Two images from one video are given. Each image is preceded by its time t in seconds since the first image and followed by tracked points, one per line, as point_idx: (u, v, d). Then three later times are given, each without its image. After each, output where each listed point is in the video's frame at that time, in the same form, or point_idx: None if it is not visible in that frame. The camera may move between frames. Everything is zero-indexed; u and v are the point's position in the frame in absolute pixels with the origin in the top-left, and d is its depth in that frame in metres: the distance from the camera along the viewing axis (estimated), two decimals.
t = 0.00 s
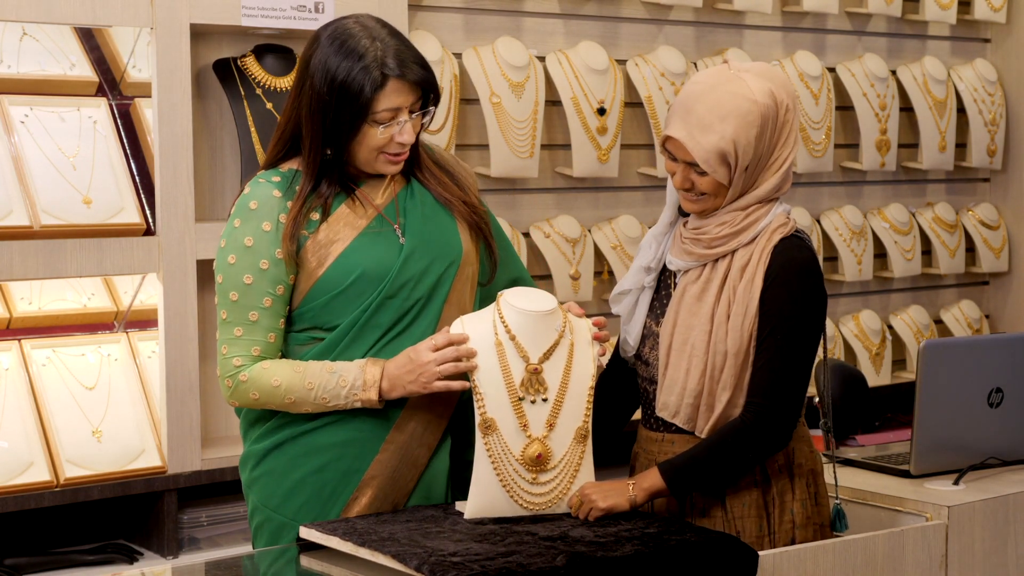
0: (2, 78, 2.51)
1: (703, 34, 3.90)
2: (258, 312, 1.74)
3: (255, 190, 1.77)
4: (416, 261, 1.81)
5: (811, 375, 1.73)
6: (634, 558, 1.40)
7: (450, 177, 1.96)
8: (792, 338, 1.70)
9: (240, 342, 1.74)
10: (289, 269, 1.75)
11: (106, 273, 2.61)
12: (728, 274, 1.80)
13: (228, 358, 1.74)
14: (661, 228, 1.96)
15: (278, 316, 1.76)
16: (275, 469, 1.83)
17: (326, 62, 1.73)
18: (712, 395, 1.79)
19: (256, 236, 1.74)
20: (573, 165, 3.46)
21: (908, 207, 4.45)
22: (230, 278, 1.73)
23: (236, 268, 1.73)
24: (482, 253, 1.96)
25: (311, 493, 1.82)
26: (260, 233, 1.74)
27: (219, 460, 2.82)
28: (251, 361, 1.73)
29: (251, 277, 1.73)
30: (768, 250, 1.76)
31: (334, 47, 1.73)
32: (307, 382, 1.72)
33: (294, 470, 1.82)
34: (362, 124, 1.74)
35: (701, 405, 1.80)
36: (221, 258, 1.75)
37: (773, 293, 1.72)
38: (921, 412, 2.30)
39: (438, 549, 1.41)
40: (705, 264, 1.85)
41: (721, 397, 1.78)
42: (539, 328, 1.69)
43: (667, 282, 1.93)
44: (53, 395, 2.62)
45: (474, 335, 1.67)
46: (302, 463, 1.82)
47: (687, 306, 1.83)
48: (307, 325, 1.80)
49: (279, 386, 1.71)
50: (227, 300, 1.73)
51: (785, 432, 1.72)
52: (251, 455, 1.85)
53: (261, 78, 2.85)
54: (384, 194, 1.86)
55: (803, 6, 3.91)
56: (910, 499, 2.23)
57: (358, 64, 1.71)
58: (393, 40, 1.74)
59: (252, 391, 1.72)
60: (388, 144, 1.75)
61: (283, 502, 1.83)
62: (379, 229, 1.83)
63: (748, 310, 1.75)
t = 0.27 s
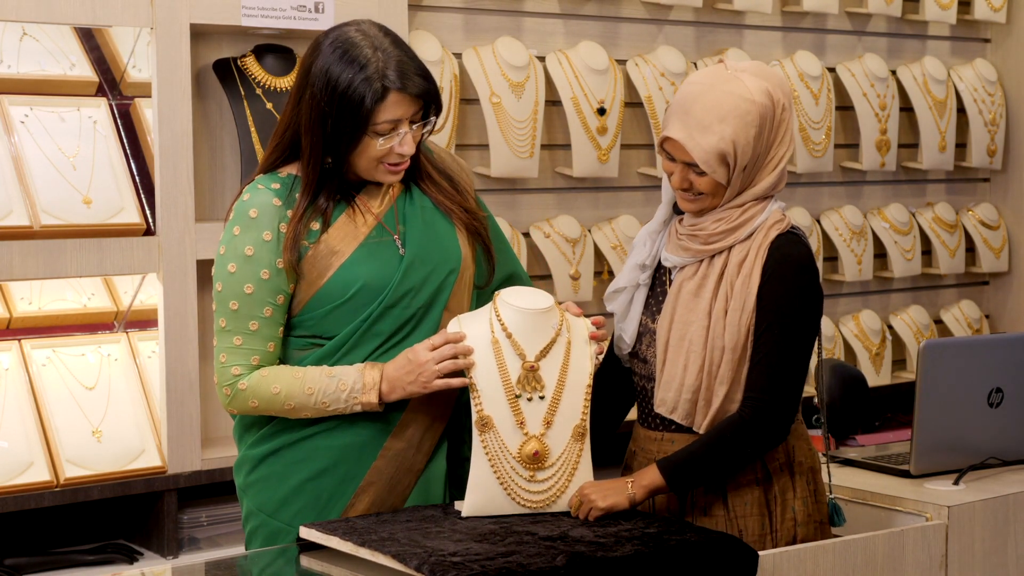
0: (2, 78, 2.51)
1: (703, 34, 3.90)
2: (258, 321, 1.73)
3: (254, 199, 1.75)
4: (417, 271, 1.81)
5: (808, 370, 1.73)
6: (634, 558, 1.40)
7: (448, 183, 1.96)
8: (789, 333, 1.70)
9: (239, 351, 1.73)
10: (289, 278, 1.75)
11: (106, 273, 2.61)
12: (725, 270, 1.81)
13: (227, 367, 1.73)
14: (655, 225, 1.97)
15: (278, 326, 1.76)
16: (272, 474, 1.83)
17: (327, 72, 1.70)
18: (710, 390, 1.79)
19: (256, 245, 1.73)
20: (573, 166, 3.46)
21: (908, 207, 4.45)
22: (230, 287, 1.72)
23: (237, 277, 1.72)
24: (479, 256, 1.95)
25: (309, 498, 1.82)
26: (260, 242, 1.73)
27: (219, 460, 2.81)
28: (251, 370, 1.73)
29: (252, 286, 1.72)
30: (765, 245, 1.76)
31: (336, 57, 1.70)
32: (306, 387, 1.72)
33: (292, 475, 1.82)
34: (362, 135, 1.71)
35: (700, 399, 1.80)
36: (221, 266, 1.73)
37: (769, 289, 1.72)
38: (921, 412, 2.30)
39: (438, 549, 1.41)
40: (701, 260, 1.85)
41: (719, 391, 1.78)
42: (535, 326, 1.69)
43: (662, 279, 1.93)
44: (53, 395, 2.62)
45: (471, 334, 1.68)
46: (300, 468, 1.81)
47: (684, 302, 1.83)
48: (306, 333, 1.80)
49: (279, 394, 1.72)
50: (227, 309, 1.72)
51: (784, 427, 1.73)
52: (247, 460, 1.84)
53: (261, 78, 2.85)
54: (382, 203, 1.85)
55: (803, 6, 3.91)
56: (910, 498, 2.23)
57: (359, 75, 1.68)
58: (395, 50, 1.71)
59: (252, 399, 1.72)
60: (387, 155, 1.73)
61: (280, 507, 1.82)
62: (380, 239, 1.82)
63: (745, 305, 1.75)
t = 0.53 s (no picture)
0: (2, 78, 2.51)
1: (703, 35, 3.90)
2: (260, 328, 1.73)
3: (258, 203, 1.74)
4: (419, 281, 1.81)
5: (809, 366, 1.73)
6: (634, 558, 1.40)
7: (449, 189, 1.95)
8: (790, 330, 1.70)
9: (241, 356, 1.73)
10: (291, 285, 1.74)
11: (106, 273, 2.61)
12: (724, 267, 1.81)
13: (227, 372, 1.73)
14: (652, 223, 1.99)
15: (279, 331, 1.76)
16: (269, 479, 1.82)
17: (335, 81, 1.68)
18: (710, 387, 1.79)
19: (259, 251, 1.72)
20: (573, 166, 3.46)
21: (908, 207, 4.45)
22: (233, 293, 1.72)
23: (240, 283, 1.71)
24: (478, 259, 1.95)
25: (306, 503, 1.81)
26: (264, 249, 1.72)
27: (219, 460, 2.81)
28: (252, 376, 1.73)
29: (255, 292, 1.71)
30: (765, 242, 1.76)
31: (343, 65, 1.68)
32: (307, 392, 1.73)
33: (288, 480, 1.81)
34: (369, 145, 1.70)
35: (701, 396, 1.80)
36: (224, 271, 1.72)
37: (768, 287, 1.73)
38: (921, 412, 2.30)
39: (439, 549, 1.41)
40: (700, 256, 1.85)
41: (719, 388, 1.77)
42: (535, 325, 1.69)
43: (659, 277, 1.94)
44: (53, 395, 2.62)
45: (471, 334, 1.69)
46: (296, 473, 1.81)
47: (682, 298, 1.84)
48: (305, 339, 1.80)
49: (280, 399, 1.72)
50: (229, 314, 1.71)
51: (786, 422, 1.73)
52: (243, 465, 1.84)
53: (261, 78, 2.86)
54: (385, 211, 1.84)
55: (803, 6, 3.91)
56: (910, 499, 2.23)
57: (367, 84, 1.67)
58: (403, 58, 1.70)
59: (252, 403, 1.72)
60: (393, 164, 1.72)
61: (277, 512, 1.82)
62: (383, 248, 1.81)
63: (746, 301, 1.75)
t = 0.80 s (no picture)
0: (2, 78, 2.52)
1: (703, 35, 3.90)
2: (263, 334, 1.72)
3: (262, 209, 1.72)
4: (422, 290, 1.80)
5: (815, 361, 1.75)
6: (635, 558, 1.39)
7: (449, 196, 1.95)
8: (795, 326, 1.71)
9: (242, 362, 1.71)
10: (294, 292, 1.73)
11: (106, 273, 2.61)
12: (722, 262, 1.82)
13: (228, 377, 1.71)
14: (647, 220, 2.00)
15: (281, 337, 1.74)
16: (268, 480, 1.82)
17: (346, 90, 1.67)
18: (711, 383, 1.79)
19: (264, 257, 1.70)
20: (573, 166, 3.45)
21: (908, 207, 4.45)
22: (236, 298, 1.70)
23: (244, 289, 1.69)
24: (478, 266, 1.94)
25: (305, 505, 1.81)
26: (269, 255, 1.70)
27: (219, 460, 2.81)
28: (253, 381, 1.72)
29: (259, 298, 1.70)
30: (762, 239, 1.77)
31: (354, 74, 1.67)
32: (307, 394, 1.72)
33: (287, 482, 1.81)
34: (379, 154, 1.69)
35: (702, 392, 1.80)
36: (226, 275, 1.70)
37: (771, 281, 1.73)
38: (921, 412, 2.30)
39: (440, 549, 1.41)
40: (697, 252, 1.86)
41: (725, 385, 1.77)
42: (534, 324, 1.70)
43: (655, 273, 1.94)
44: (53, 395, 2.62)
45: (470, 333, 1.69)
46: (296, 475, 1.81)
47: (680, 294, 1.84)
48: (303, 345, 1.80)
49: (281, 403, 1.71)
50: (232, 320, 1.70)
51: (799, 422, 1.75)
52: (241, 467, 1.83)
53: (261, 78, 2.86)
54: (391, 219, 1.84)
55: (803, 6, 3.90)
56: (909, 499, 2.23)
57: (379, 93, 1.65)
58: (415, 68, 1.69)
59: (253, 407, 1.72)
60: (402, 174, 1.71)
61: (274, 514, 1.81)
62: (385, 256, 1.81)
63: (746, 296, 1.75)
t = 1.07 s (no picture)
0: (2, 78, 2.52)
1: (703, 35, 3.90)
2: (266, 338, 1.72)
3: (265, 214, 1.72)
4: (424, 296, 1.81)
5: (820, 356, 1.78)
6: (635, 558, 1.39)
7: (451, 203, 1.94)
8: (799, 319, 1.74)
9: (244, 365, 1.71)
10: (296, 295, 1.73)
11: (106, 273, 2.60)
12: (722, 258, 1.83)
13: (229, 380, 1.71)
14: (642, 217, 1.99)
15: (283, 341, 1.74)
16: (268, 480, 1.81)
17: (353, 91, 1.67)
18: (713, 377, 1.81)
19: (267, 261, 1.70)
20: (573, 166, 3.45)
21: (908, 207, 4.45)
22: (238, 302, 1.69)
23: (248, 293, 1.69)
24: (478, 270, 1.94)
25: (304, 506, 1.81)
26: (272, 259, 1.70)
27: (219, 460, 2.81)
28: (255, 384, 1.72)
29: (262, 302, 1.69)
30: (761, 233, 1.79)
31: (361, 75, 1.67)
32: (309, 397, 1.72)
33: (287, 483, 1.81)
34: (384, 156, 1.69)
35: (705, 386, 1.81)
36: (229, 279, 1.69)
37: (776, 274, 1.76)
38: (921, 412, 2.30)
39: (440, 549, 1.41)
40: (695, 248, 1.87)
41: (735, 378, 1.78)
42: (534, 324, 1.70)
43: (653, 269, 1.95)
44: (53, 395, 2.62)
45: (470, 333, 1.69)
46: (296, 476, 1.81)
47: (680, 290, 1.85)
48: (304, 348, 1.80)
49: (283, 406, 1.71)
50: (234, 323, 1.70)
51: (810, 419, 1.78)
52: (240, 465, 1.82)
53: (261, 78, 2.86)
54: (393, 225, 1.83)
55: (802, 6, 3.90)
56: (909, 499, 2.23)
57: (385, 94, 1.65)
58: (421, 68, 1.69)
59: (255, 411, 1.71)
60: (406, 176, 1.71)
61: (274, 514, 1.81)
62: (387, 261, 1.81)
63: (749, 291, 1.77)
